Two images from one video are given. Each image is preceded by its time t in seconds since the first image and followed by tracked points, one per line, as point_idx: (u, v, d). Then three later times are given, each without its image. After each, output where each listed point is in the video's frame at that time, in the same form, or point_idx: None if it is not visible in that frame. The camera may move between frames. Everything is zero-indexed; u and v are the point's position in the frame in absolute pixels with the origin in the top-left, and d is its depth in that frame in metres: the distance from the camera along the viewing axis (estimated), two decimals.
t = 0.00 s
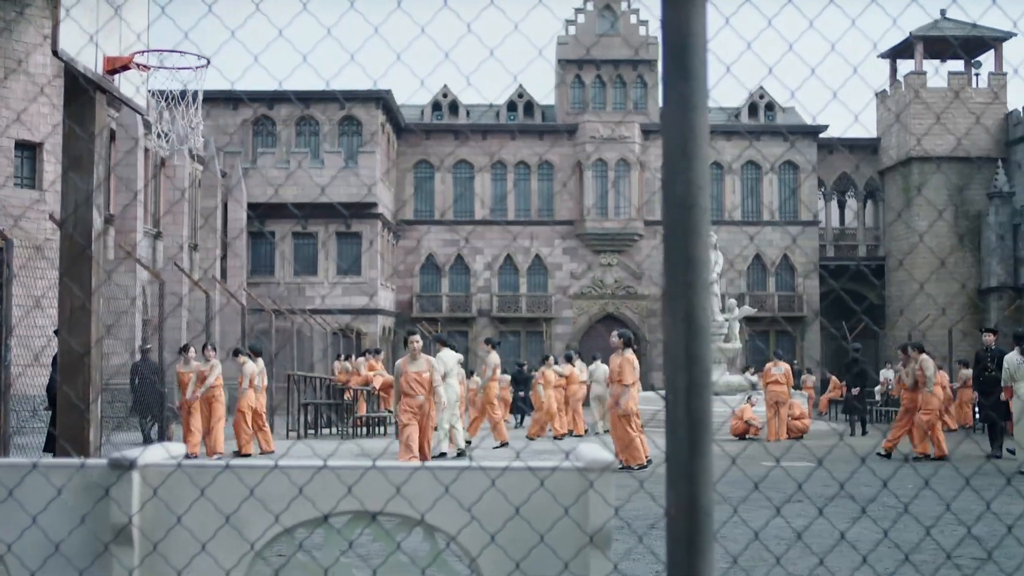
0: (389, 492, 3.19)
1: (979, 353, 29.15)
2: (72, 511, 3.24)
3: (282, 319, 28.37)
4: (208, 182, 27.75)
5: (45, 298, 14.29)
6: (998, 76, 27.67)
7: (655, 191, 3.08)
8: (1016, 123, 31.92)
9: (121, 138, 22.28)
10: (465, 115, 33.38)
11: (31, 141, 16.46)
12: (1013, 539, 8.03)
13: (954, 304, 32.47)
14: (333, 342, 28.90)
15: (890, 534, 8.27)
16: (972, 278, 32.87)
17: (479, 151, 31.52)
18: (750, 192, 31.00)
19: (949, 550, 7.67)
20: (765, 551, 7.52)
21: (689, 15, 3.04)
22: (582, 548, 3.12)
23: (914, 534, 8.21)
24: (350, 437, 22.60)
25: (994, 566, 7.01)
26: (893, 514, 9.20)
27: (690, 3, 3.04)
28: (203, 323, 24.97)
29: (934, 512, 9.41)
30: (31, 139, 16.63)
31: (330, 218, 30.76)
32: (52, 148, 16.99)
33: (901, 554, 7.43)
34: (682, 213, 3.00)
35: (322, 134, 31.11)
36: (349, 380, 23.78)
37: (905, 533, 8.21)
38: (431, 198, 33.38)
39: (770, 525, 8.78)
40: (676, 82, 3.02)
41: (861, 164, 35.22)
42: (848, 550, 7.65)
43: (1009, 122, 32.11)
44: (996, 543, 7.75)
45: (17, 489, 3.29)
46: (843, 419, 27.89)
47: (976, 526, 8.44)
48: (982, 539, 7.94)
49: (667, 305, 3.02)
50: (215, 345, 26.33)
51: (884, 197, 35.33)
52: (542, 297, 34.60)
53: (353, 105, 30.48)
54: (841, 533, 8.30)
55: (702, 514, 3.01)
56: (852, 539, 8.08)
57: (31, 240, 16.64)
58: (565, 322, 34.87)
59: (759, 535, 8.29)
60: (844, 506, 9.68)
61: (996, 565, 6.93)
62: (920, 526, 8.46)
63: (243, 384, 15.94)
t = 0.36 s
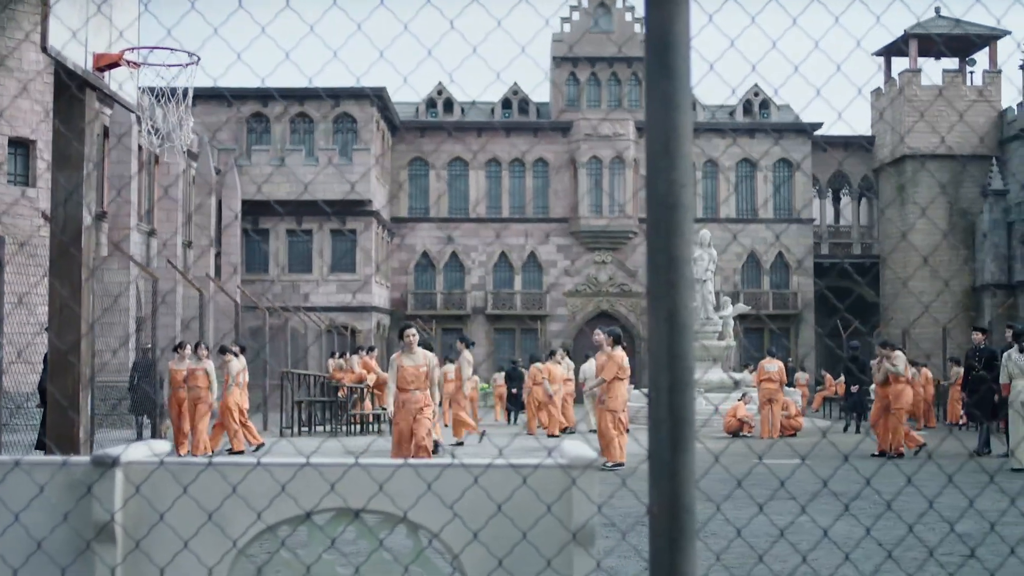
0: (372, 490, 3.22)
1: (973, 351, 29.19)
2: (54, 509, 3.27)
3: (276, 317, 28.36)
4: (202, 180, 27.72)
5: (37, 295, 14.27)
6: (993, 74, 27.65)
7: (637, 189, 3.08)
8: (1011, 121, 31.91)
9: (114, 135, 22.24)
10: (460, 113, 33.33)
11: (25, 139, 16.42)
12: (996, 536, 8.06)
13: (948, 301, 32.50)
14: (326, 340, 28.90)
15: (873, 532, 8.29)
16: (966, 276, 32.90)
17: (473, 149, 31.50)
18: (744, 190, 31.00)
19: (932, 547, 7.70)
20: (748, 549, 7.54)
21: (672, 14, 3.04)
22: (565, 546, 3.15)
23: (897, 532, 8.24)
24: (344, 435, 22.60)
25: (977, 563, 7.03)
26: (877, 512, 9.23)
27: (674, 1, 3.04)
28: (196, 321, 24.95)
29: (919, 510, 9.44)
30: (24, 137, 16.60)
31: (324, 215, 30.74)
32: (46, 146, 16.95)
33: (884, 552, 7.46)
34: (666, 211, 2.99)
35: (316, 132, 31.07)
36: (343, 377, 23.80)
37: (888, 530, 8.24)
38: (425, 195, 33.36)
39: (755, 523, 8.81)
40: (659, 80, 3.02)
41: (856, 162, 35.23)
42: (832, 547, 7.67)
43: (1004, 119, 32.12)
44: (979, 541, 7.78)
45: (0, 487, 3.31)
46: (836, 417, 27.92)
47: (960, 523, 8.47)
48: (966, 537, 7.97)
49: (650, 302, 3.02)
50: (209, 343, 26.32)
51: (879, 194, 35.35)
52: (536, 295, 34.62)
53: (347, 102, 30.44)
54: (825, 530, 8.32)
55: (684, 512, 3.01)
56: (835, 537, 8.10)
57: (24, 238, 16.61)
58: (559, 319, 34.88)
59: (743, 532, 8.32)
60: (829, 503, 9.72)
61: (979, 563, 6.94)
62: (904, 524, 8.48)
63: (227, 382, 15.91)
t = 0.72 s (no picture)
0: (352, 487, 3.30)
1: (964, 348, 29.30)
2: (34, 506, 3.31)
3: (269, 313, 28.40)
4: (194, 176, 27.68)
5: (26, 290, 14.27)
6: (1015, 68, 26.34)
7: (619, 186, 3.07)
8: (1002, 118, 31.93)
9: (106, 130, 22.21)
10: (453, 109, 33.30)
11: (16, 134, 16.40)
12: (975, 532, 8.16)
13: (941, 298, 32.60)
14: (320, 335, 28.94)
15: (853, 528, 8.38)
16: (958, 273, 33.01)
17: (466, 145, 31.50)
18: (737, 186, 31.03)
19: (910, 541, 7.79)
20: (728, 544, 7.61)
21: (653, 12, 3.03)
22: (545, 542, 3.26)
23: (877, 527, 8.34)
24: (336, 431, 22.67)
25: (956, 559, 7.09)
26: (859, 507, 9.32)
27: None
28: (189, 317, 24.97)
29: (901, 506, 9.53)
30: (16, 132, 16.56)
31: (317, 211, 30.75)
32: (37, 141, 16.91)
33: (863, 547, 7.53)
34: (646, 207, 2.99)
35: (309, 128, 31.06)
36: (336, 373, 23.88)
37: (867, 527, 8.32)
38: (418, 190, 33.39)
39: (737, 518, 8.90)
40: (639, 77, 3.02)
41: (849, 159, 35.29)
42: (812, 542, 7.73)
43: (996, 116, 32.14)
44: (957, 536, 7.88)
45: None
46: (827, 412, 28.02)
47: (940, 519, 8.56)
48: (946, 533, 8.04)
49: (631, 300, 3.02)
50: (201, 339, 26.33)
51: (871, 191, 35.41)
52: (529, 291, 34.69)
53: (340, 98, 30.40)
54: (804, 525, 8.41)
55: (665, 509, 3.01)
56: (816, 532, 8.18)
57: (13, 233, 16.60)
58: (551, 316, 34.92)
59: (723, 529, 8.39)
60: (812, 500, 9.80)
61: (959, 559, 7.00)
62: (884, 520, 8.58)
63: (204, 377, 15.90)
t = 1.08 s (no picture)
0: (333, 482, 3.40)
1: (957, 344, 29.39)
2: (13, 501, 3.39)
3: (265, 309, 28.44)
4: (188, 171, 27.65)
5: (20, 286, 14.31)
6: None
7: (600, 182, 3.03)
8: (997, 114, 31.93)
9: (99, 127, 22.18)
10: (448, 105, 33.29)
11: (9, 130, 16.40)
12: (955, 528, 8.25)
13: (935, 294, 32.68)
14: (315, 331, 28.98)
15: (834, 523, 8.45)
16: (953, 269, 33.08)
17: (461, 141, 31.49)
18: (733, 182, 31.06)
19: (890, 538, 7.88)
20: (711, 540, 7.68)
21: (633, 8, 3.00)
22: (525, 538, 3.35)
23: (857, 522, 8.42)
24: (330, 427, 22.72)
25: (936, 555, 7.18)
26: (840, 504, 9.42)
27: None
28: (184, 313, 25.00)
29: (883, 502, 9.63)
30: (9, 128, 16.56)
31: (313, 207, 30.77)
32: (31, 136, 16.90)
33: (844, 542, 7.61)
34: (628, 204, 2.94)
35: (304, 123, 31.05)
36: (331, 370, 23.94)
37: (847, 522, 8.41)
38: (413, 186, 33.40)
39: (719, 514, 8.98)
40: (620, 74, 2.98)
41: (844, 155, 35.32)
42: (792, 537, 7.80)
43: (990, 112, 32.15)
44: (935, 533, 7.98)
45: None
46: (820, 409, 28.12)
47: (920, 515, 8.66)
48: (927, 529, 8.10)
49: (612, 296, 2.98)
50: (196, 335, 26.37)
51: (866, 187, 35.44)
52: (524, 287, 34.74)
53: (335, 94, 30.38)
54: (786, 520, 8.50)
55: (646, 506, 2.98)
56: (797, 527, 8.27)
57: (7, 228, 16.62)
58: (547, 311, 34.97)
59: (705, 524, 8.48)
60: (795, 496, 9.89)
61: (940, 554, 7.08)
62: (864, 515, 8.68)
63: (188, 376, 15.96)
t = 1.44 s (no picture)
0: (315, 477, 3.52)
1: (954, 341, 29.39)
2: None
3: (261, 305, 28.43)
4: (184, 168, 27.62)
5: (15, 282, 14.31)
6: None
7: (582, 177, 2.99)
8: (994, 111, 31.89)
9: (95, 123, 22.14)
10: (445, 101, 33.22)
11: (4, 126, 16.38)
12: (936, 525, 8.30)
13: (932, 290, 32.69)
14: (312, 328, 28.96)
15: (815, 519, 8.51)
16: (950, 266, 33.09)
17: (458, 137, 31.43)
18: (729, 178, 31.04)
19: (874, 534, 7.93)
20: (694, 536, 7.73)
21: None
22: (506, 535, 3.47)
23: (838, 519, 8.47)
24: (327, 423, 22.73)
25: (919, 551, 7.24)
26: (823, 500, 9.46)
27: None
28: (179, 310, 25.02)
29: (869, 499, 9.68)
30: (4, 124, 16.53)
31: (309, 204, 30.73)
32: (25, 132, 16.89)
33: (826, 538, 7.67)
34: (610, 198, 2.90)
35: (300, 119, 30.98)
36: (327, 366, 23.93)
37: (830, 518, 8.46)
38: (410, 182, 33.34)
39: (700, 511, 9.05)
40: (603, 68, 2.93)
41: (841, 151, 35.27)
42: (774, 533, 7.87)
43: (988, 109, 32.12)
44: (919, 530, 8.01)
45: None
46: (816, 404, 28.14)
47: (904, 512, 8.71)
48: (909, 526, 8.15)
49: (593, 290, 2.95)
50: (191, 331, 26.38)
51: (864, 184, 35.41)
52: (520, 284, 34.72)
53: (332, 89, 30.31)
54: (768, 517, 8.55)
55: (627, 504, 2.95)
56: (778, 524, 8.33)
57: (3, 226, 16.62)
58: (544, 308, 34.94)
59: (687, 520, 8.54)
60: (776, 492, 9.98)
61: (921, 551, 7.15)
62: (847, 512, 8.73)
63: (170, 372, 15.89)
